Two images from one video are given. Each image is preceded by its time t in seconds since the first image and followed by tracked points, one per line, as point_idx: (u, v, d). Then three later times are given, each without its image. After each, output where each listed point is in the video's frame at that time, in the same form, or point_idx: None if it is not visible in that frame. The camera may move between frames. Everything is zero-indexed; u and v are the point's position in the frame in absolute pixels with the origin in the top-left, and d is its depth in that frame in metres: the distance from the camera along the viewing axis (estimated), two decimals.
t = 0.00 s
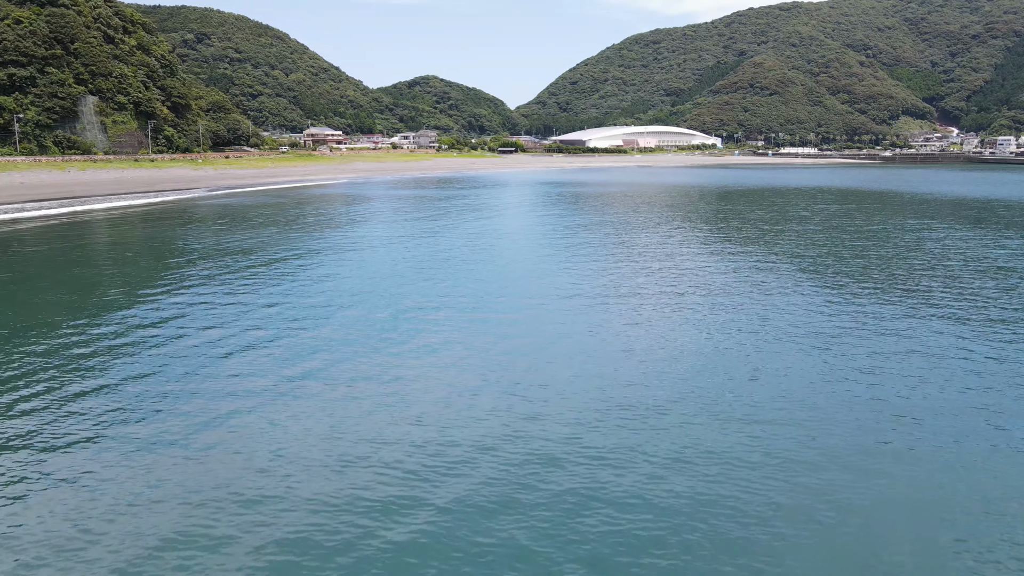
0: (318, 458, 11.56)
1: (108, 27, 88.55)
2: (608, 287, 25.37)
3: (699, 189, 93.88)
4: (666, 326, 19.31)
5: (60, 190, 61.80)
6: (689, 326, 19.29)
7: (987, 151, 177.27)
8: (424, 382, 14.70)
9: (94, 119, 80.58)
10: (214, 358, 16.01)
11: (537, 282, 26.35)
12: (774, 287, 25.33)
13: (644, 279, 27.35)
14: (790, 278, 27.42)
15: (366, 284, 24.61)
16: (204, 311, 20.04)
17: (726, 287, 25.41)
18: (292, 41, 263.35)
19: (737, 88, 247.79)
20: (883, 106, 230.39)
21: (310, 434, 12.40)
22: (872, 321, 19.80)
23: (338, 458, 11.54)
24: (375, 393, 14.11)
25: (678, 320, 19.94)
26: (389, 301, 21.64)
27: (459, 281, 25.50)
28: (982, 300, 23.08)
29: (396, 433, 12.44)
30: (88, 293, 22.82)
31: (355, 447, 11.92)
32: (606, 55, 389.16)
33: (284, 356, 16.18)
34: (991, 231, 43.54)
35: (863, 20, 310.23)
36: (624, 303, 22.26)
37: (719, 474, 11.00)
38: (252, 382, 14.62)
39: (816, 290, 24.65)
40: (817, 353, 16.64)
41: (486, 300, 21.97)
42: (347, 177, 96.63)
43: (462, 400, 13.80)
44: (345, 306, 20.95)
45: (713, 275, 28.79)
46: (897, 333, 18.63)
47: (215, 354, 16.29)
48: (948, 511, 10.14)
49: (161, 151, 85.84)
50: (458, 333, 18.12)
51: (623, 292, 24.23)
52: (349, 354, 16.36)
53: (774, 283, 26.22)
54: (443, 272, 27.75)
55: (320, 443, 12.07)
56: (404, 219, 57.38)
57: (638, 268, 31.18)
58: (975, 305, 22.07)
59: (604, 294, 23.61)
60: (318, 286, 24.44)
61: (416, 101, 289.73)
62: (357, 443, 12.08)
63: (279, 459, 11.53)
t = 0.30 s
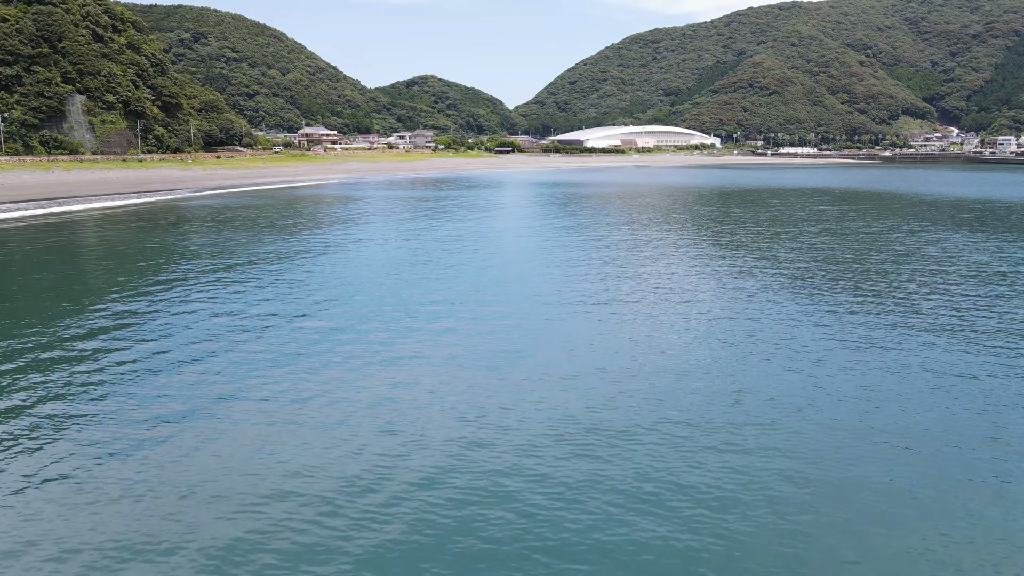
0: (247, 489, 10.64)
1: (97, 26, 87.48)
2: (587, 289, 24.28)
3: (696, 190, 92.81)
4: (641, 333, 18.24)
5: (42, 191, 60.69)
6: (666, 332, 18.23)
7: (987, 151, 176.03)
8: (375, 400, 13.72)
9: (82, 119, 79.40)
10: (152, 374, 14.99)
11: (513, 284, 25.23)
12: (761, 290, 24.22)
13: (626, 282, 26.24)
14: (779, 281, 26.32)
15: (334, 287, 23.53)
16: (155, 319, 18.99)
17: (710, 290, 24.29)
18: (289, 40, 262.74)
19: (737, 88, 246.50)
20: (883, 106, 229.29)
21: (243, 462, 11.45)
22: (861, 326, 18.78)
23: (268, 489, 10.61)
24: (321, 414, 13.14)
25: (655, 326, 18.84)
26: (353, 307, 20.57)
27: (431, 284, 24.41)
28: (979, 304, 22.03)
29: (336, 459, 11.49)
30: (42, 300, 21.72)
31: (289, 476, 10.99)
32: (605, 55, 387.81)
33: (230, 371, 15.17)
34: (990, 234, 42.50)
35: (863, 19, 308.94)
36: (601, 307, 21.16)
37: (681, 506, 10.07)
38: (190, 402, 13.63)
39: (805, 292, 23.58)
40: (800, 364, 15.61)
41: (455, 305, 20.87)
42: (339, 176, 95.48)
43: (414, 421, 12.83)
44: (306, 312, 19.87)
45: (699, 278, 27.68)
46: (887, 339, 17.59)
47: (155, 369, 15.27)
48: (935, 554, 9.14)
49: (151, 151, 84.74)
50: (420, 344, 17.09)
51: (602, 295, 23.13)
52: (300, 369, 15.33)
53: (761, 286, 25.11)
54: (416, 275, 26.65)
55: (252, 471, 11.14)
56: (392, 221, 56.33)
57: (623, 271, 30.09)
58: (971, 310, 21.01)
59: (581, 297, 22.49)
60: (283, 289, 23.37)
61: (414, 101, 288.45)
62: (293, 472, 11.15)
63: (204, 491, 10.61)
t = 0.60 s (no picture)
0: (165, 532, 9.66)
1: (86, 24, 86.37)
2: (562, 296, 23.16)
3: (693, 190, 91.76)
4: (614, 344, 17.17)
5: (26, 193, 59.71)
6: (640, 343, 17.15)
7: (988, 151, 174.85)
8: (319, 427, 12.72)
9: (70, 118, 78.33)
10: (86, 396, 13.97)
11: (486, 290, 24.11)
12: (746, 296, 23.12)
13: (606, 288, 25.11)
14: (766, 286, 25.24)
15: (298, 295, 22.45)
16: (97, 331, 17.88)
17: (692, 296, 23.16)
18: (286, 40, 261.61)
19: (736, 88, 245.30)
20: (883, 105, 228.10)
21: (162, 500, 10.46)
22: (848, 336, 17.78)
23: (189, 533, 9.64)
24: (260, 444, 12.18)
25: (629, 337, 17.69)
26: (311, 317, 19.47)
27: (400, 292, 23.28)
28: (975, 311, 20.98)
29: (265, 497, 10.53)
30: None
31: (212, 516, 10.05)
32: (604, 54, 386.46)
33: (166, 395, 14.17)
34: (988, 236, 41.49)
35: (863, 18, 307.67)
36: (574, 315, 20.02)
37: (637, 553, 9.09)
38: (114, 430, 12.63)
39: (793, 297, 22.53)
40: (780, 381, 14.61)
41: (420, 316, 19.78)
42: (332, 176, 94.43)
43: (359, 451, 11.88)
44: (259, 323, 18.83)
45: (683, 284, 26.55)
46: (876, 352, 16.52)
47: (89, 389, 14.25)
48: None
49: (140, 151, 83.68)
50: (375, 361, 16.04)
51: (577, 301, 22.01)
52: (243, 391, 14.33)
53: (747, 291, 24.00)
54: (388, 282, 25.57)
55: (175, 512, 10.16)
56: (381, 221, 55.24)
57: (606, 276, 28.97)
58: (964, 317, 20.02)
59: (554, 305, 21.39)
60: (243, 296, 22.30)
61: (413, 100, 287.33)
62: (216, 512, 10.18)
63: (117, 535, 9.63)
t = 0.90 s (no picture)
0: None
1: (74, 22, 85.23)
2: (538, 304, 22.20)
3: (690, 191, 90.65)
4: (586, 359, 16.17)
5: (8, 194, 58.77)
6: (613, 359, 16.15)
7: (988, 151, 173.65)
8: (257, 456, 11.75)
9: (57, 118, 77.19)
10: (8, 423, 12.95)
11: (460, 300, 23.15)
12: (731, 303, 22.11)
13: (586, 295, 24.13)
14: (753, 292, 24.22)
15: (266, 306, 21.48)
16: (37, 347, 16.95)
17: (673, 302, 22.16)
18: (284, 40, 260.44)
19: (736, 87, 244.20)
20: (882, 105, 227.00)
21: (68, 547, 9.42)
22: (837, 350, 16.75)
23: None
24: (189, 477, 11.19)
25: (601, 352, 16.71)
26: (267, 331, 18.53)
27: (368, 303, 22.34)
28: (972, 320, 19.94)
29: (183, 544, 9.46)
30: None
31: (123, 563, 9.07)
32: (603, 54, 385.19)
33: (101, 419, 13.22)
34: (987, 239, 40.50)
35: (863, 18, 306.44)
36: (546, 326, 19.04)
37: None
38: (33, 461, 11.67)
39: (780, 305, 21.51)
40: (759, 402, 13.60)
41: (384, 329, 18.82)
42: (325, 176, 93.35)
43: (297, 484, 10.92)
44: (212, 337, 17.90)
45: (667, 290, 25.55)
46: (864, 368, 15.52)
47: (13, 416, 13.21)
48: None
49: (129, 152, 82.57)
50: (329, 380, 15.06)
51: (552, 310, 21.02)
52: (180, 415, 13.37)
53: (733, 298, 22.98)
54: (359, 292, 24.63)
55: (80, 562, 9.11)
56: (369, 223, 54.20)
57: (589, 282, 28.01)
58: (960, 328, 18.99)
59: (527, 316, 20.41)
60: (202, 308, 21.37)
61: (411, 100, 286.27)
62: (127, 561, 9.15)
63: None
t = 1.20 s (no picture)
0: None
1: (62, 21, 84.10)
2: (508, 310, 21.25)
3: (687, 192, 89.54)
4: (550, 376, 15.22)
5: None
6: (579, 376, 15.18)
7: (988, 151, 172.52)
8: (180, 488, 10.82)
9: (43, 118, 76.09)
10: None
11: (429, 304, 22.22)
12: (712, 311, 21.14)
13: (562, 299, 23.21)
14: (737, 298, 23.23)
15: (225, 314, 20.50)
16: None
17: (650, 310, 21.22)
18: (281, 39, 259.26)
19: (735, 87, 242.97)
20: (882, 104, 225.76)
21: None
22: (818, 366, 15.77)
23: None
24: (101, 512, 10.31)
25: (567, 367, 15.77)
26: (218, 341, 17.67)
27: (332, 307, 21.44)
28: (966, 330, 18.92)
29: None
30: None
31: None
32: (602, 54, 383.99)
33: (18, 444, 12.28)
34: (986, 241, 39.48)
35: (863, 17, 305.17)
36: (513, 337, 18.11)
37: None
38: None
39: (763, 313, 20.52)
40: (729, 427, 12.66)
41: (342, 340, 17.90)
42: (315, 177, 92.32)
43: (214, 524, 9.96)
44: (158, 349, 16.97)
45: (649, 293, 24.59)
46: (845, 386, 14.56)
47: None
48: None
49: (118, 152, 81.43)
50: (273, 399, 14.13)
51: (522, 319, 20.07)
52: (106, 439, 12.46)
53: (715, 305, 21.99)
54: (326, 295, 23.73)
55: None
56: (355, 223, 53.08)
57: (569, 283, 27.07)
58: (953, 340, 17.97)
59: (495, 325, 19.49)
60: (157, 312, 20.49)
61: (409, 100, 285.11)
62: None
63: None
